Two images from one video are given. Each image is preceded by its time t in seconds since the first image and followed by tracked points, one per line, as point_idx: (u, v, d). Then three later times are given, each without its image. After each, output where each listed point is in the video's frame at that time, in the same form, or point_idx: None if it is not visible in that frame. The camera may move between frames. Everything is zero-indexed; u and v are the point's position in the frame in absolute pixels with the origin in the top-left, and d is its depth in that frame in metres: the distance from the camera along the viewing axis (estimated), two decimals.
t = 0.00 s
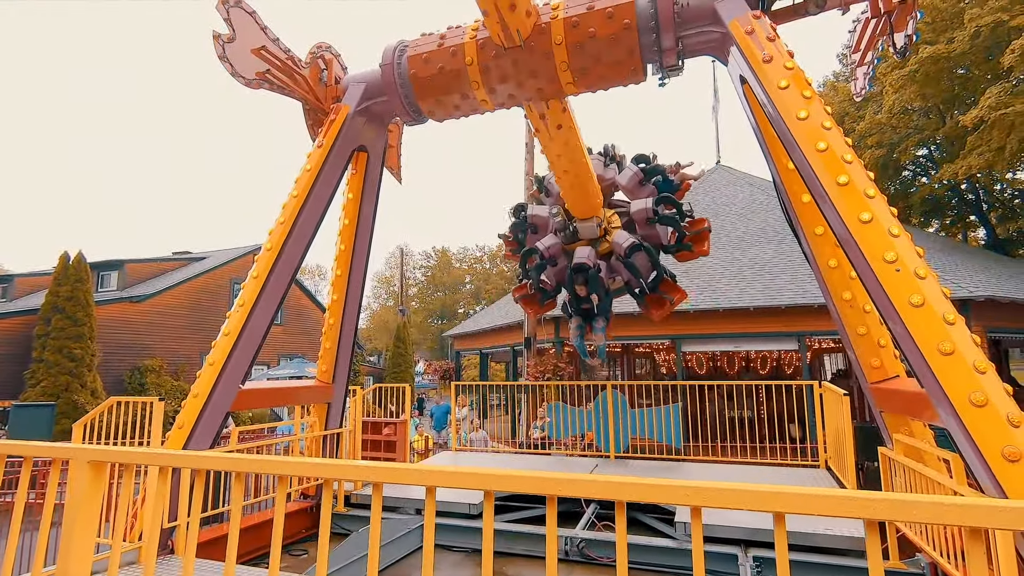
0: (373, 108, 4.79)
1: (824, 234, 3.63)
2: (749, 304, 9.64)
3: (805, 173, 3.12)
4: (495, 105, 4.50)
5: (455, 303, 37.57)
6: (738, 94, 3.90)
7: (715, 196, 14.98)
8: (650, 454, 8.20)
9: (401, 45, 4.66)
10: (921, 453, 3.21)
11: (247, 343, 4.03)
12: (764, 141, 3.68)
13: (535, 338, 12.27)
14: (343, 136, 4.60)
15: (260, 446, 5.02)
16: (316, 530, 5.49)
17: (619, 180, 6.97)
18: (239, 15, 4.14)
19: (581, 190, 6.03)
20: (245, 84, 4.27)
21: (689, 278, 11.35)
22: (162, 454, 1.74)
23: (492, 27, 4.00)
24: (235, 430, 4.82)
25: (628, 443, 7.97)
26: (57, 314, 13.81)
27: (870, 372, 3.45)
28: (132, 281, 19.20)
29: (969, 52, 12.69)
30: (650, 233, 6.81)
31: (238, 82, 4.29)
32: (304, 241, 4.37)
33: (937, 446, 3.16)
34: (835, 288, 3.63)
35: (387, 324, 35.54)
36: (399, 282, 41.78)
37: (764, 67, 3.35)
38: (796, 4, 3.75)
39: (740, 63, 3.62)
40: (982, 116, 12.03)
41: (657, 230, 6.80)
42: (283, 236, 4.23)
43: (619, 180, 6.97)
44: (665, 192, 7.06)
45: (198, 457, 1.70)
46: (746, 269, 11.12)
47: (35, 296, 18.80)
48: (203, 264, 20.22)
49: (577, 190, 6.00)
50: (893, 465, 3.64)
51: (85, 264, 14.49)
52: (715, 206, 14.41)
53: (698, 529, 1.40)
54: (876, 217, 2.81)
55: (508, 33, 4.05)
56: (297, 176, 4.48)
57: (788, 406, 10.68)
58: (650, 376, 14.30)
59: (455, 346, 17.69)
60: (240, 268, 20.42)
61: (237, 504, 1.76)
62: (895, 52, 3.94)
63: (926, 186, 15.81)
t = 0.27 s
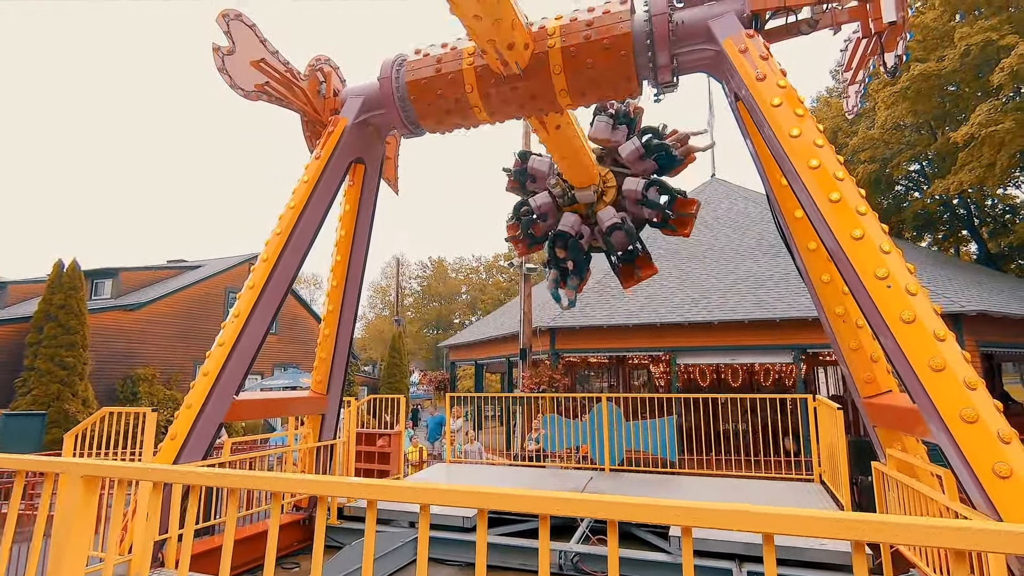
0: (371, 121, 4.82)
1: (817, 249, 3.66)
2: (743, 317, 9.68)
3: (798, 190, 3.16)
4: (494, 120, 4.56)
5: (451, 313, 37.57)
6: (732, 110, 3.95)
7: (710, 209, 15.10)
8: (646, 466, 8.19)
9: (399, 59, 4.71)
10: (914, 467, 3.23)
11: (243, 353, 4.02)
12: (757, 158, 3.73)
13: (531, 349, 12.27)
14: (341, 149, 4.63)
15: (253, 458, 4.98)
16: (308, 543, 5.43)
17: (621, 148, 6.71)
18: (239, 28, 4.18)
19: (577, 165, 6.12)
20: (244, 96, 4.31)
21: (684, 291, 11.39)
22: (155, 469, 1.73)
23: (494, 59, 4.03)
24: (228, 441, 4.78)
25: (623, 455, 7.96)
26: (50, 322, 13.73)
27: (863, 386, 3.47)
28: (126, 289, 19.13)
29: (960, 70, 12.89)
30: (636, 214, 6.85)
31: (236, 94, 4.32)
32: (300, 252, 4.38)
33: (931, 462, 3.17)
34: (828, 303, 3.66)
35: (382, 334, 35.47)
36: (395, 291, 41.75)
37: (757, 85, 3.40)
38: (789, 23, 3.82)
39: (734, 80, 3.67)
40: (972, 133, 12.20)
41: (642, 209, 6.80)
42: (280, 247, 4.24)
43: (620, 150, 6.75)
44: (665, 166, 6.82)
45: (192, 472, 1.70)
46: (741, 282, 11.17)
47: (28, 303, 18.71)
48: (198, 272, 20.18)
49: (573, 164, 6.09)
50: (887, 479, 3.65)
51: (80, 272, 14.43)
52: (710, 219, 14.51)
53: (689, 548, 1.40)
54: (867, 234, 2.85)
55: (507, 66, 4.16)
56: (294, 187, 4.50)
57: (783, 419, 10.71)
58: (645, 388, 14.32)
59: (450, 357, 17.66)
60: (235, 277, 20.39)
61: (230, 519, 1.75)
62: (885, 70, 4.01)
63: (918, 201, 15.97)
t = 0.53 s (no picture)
0: (370, 142, 4.89)
1: (812, 271, 3.68)
2: (741, 336, 9.68)
3: (792, 213, 3.20)
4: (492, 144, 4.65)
5: (448, 331, 37.52)
6: (727, 134, 4.01)
7: (707, 228, 15.20)
8: (643, 487, 8.12)
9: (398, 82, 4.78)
10: (911, 490, 3.22)
11: (239, 370, 4.01)
12: (752, 181, 3.79)
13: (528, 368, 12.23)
14: (340, 169, 4.66)
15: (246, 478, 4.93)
16: (301, 565, 5.35)
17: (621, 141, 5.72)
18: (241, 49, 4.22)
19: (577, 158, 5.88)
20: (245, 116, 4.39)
21: (681, 310, 11.41)
22: (148, 494, 1.72)
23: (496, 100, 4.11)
24: (222, 461, 4.74)
25: (620, 476, 7.90)
26: (45, 338, 13.66)
27: (860, 409, 3.47)
28: (123, 305, 19.09)
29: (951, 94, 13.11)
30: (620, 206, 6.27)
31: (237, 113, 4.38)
32: (298, 270, 4.38)
33: (929, 484, 3.15)
34: (824, 324, 3.67)
35: (379, 351, 35.35)
36: (392, 309, 41.67)
37: (751, 111, 3.47)
38: (782, 49, 3.90)
39: (729, 105, 3.74)
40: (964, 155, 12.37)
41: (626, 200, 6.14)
42: (279, 265, 4.25)
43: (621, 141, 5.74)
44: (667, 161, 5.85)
45: (186, 497, 1.69)
46: (738, 301, 11.21)
47: (23, 318, 18.64)
48: (195, 289, 20.16)
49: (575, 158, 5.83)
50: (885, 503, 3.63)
51: (76, 288, 14.40)
52: (707, 238, 14.60)
53: None
54: (861, 257, 2.88)
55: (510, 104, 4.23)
56: (294, 206, 4.52)
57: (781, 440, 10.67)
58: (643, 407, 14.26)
59: (447, 375, 17.57)
60: (233, 293, 20.39)
61: (225, 544, 1.74)
62: (877, 95, 4.08)
63: (912, 222, 16.11)
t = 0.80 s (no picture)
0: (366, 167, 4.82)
1: (807, 294, 3.70)
2: (738, 357, 9.68)
3: (786, 237, 3.24)
4: (494, 166, 4.72)
5: (446, 349, 37.43)
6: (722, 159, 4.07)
7: (705, 249, 15.28)
8: (642, 510, 8.04)
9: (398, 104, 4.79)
10: (909, 514, 3.21)
11: (236, 392, 4.00)
12: (747, 205, 3.84)
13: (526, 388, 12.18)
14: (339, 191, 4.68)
15: (240, 502, 4.87)
16: None
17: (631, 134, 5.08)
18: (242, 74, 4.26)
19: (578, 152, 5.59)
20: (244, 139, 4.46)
21: (679, 330, 11.42)
22: (143, 524, 1.71)
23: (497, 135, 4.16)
24: (217, 484, 4.69)
25: (618, 499, 7.82)
26: (40, 357, 13.58)
27: (857, 432, 3.47)
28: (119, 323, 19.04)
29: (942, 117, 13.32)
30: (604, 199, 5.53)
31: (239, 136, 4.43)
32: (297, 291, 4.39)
33: (928, 510, 3.13)
34: (819, 346, 3.69)
35: (376, 370, 35.18)
36: (390, 327, 41.57)
37: (744, 137, 3.53)
38: (775, 77, 3.98)
39: (723, 130, 3.81)
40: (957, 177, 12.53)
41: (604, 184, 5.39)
42: (278, 285, 4.26)
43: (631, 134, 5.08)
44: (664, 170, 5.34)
45: (184, 527, 1.67)
46: (736, 322, 11.23)
47: (19, 337, 18.56)
48: (192, 307, 20.13)
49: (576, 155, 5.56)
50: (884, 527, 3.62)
51: (73, 306, 14.36)
52: (704, 259, 14.67)
53: None
54: (855, 282, 2.91)
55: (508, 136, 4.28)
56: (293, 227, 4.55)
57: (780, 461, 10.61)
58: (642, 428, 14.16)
59: (444, 395, 17.47)
60: (230, 312, 20.33)
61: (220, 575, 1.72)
62: (869, 122, 4.16)
63: (907, 242, 16.23)
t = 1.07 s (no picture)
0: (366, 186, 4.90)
1: (804, 316, 3.72)
2: (737, 377, 9.66)
3: (782, 260, 3.27)
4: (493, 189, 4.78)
5: (444, 368, 37.32)
6: (718, 183, 4.12)
7: (702, 268, 15.35)
8: (641, 533, 7.95)
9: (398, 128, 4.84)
10: (911, 540, 3.18)
11: (233, 414, 3.98)
12: (743, 228, 3.88)
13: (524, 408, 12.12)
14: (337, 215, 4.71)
15: (235, 525, 4.81)
16: None
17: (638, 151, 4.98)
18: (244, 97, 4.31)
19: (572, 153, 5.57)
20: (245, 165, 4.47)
21: (677, 350, 11.40)
22: (141, 553, 1.69)
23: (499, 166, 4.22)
24: (212, 506, 4.63)
25: (618, 522, 7.74)
26: (35, 376, 13.49)
27: (856, 455, 3.46)
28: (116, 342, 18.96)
29: (936, 140, 13.51)
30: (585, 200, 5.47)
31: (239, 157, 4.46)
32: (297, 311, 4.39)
33: (930, 535, 3.10)
34: (817, 368, 3.69)
35: (373, 389, 34.98)
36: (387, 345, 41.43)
37: (740, 161, 3.59)
38: (769, 103, 4.06)
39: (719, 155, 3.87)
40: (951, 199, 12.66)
41: (588, 194, 5.33)
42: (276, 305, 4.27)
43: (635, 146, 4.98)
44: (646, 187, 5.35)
45: (184, 556, 1.66)
46: (734, 341, 11.22)
47: (14, 355, 18.45)
48: (190, 325, 20.07)
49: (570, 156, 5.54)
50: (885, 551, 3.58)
51: (70, 325, 14.31)
52: (701, 278, 14.73)
53: None
54: (850, 304, 2.93)
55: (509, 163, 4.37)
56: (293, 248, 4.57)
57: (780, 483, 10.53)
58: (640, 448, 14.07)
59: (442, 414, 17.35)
60: (227, 330, 20.27)
61: None
62: (861, 146, 4.24)
63: (904, 263, 16.33)
